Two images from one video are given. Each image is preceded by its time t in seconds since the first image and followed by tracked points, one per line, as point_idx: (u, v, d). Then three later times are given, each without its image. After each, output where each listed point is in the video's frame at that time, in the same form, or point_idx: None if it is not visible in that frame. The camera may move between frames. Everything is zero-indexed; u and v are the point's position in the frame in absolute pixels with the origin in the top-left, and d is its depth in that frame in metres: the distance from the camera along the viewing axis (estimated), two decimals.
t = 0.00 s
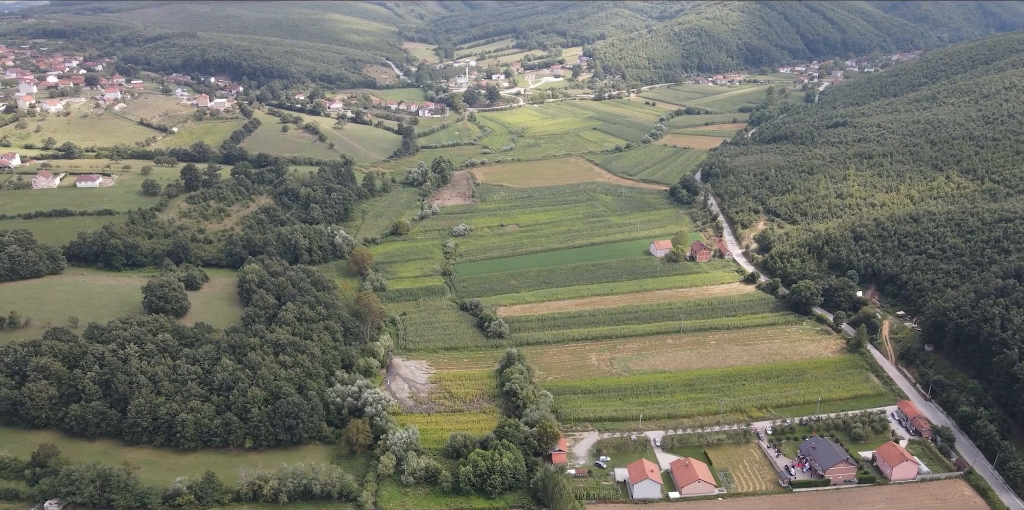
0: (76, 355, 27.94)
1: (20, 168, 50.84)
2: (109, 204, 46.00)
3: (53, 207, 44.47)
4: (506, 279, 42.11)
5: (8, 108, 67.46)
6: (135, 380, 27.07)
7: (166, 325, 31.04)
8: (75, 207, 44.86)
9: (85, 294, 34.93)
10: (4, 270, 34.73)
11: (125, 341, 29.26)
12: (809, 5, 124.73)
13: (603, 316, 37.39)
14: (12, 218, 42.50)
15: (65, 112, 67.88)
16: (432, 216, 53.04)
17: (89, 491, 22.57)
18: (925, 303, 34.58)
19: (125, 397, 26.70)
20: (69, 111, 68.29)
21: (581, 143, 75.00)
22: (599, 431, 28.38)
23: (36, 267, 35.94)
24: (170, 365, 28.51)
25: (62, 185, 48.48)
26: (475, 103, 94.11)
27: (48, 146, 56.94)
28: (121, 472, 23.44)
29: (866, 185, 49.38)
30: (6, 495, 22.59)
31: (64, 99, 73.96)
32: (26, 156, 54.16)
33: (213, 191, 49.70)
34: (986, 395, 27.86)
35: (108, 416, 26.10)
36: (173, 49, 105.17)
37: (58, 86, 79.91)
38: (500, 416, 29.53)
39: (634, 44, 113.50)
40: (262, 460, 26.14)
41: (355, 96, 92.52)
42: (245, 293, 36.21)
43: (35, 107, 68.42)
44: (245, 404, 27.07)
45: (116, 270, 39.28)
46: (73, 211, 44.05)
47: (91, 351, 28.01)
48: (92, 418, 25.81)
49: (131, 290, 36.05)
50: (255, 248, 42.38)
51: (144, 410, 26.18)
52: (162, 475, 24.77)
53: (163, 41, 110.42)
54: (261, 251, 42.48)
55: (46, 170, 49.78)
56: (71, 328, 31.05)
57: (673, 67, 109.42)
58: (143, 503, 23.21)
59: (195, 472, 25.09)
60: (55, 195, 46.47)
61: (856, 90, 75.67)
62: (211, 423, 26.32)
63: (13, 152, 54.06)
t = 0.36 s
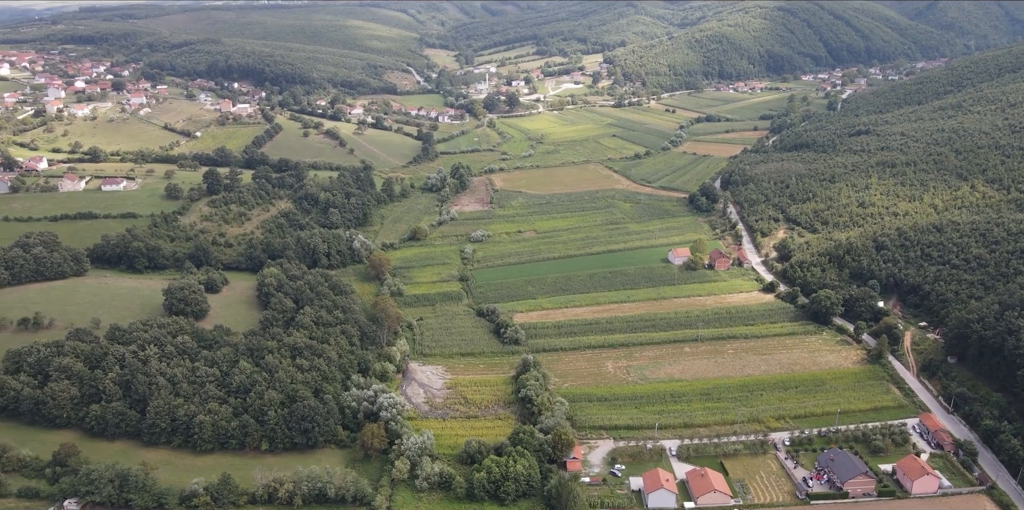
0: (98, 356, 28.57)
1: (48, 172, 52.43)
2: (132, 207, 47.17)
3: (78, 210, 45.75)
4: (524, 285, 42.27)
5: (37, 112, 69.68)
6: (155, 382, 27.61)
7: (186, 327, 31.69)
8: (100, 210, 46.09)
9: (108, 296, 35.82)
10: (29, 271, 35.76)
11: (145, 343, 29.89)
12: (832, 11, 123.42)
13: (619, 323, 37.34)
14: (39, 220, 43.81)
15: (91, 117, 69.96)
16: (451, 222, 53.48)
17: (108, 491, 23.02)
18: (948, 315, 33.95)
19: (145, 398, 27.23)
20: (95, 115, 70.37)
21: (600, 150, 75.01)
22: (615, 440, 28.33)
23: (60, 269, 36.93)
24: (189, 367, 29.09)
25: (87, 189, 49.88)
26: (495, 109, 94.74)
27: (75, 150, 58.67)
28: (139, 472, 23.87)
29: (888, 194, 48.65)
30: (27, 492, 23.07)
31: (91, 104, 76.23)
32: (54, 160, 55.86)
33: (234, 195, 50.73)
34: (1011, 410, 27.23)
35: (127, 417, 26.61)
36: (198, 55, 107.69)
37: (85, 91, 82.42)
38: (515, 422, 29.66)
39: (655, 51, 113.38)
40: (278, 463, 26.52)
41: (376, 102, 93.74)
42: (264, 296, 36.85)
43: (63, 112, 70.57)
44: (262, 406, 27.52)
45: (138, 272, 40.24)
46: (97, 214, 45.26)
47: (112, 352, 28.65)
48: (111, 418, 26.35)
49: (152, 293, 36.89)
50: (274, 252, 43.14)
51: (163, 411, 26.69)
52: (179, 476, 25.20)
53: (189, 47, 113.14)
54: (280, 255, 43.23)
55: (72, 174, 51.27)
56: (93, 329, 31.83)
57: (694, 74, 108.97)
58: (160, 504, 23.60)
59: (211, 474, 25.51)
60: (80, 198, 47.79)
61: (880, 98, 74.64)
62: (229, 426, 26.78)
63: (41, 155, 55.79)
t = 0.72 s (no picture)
0: (114, 358, 29.11)
1: (68, 176, 53.71)
2: (150, 212, 48.13)
3: (97, 213, 46.75)
4: (536, 292, 42.36)
5: (61, 117, 71.49)
6: (169, 384, 28.05)
7: (200, 331, 32.23)
8: (118, 214, 47.08)
9: (125, 299, 36.51)
10: (49, 274, 36.55)
11: (160, 346, 30.41)
12: (851, 18, 122.35)
13: (632, 331, 37.26)
14: (59, 224, 44.85)
15: (111, 121, 71.65)
16: (465, 228, 53.77)
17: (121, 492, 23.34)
18: (966, 325, 33.40)
19: (159, 400, 27.68)
20: (116, 120, 72.04)
21: (615, 157, 74.97)
22: (626, 447, 28.23)
23: (79, 271, 37.71)
24: (203, 370, 29.55)
25: (106, 192, 51.01)
26: (510, 115, 95.20)
27: (96, 154, 60.06)
28: (152, 474, 24.21)
29: (906, 202, 48.05)
30: (42, 493, 23.47)
31: (111, 109, 78.05)
32: (75, 164, 57.24)
33: (250, 199, 51.52)
34: None
35: (142, 419, 27.04)
36: (217, 61, 109.73)
37: (106, 96, 84.43)
38: (526, 429, 29.73)
39: (671, 58, 113.23)
40: (289, 466, 26.79)
41: (392, 108, 94.68)
42: (278, 300, 37.35)
43: (85, 117, 72.32)
44: (275, 410, 27.85)
45: (154, 275, 40.97)
46: (116, 218, 46.23)
47: (128, 355, 29.20)
48: (126, 420, 26.80)
49: (167, 296, 37.54)
50: (289, 256, 43.74)
51: (177, 414, 27.10)
52: (192, 478, 25.53)
53: (208, 53, 115.32)
54: (295, 259, 43.79)
55: (92, 178, 52.48)
56: (110, 332, 32.44)
57: (710, 81, 108.58)
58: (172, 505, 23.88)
59: (223, 477, 25.82)
60: (100, 201, 48.88)
61: (899, 105, 73.82)
62: (241, 429, 27.12)
63: (63, 160, 57.18)
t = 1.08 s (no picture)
0: (129, 361, 29.60)
1: (88, 181, 54.93)
2: (167, 216, 49.05)
3: (116, 217, 47.70)
4: (549, 298, 42.42)
5: (82, 123, 73.22)
6: (183, 387, 28.47)
7: (214, 334, 32.74)
8: (136, 218, 48.05)
9: (141, 302, 37.15)
10: (67, 277, 37.30)
11: (175, 349, 30.92)
12: (869, 25, 121.27)
13: (644, 338, 37.14)
14: (78, 227, 45.80)
15: (131, 127, 73.25)
16: (478, 234, 54.04)
17: (135, 494, 23.52)
18: (984, 336, 32.85)
19: (173, 403, 28.08)
20: (135, 126, 73.66)
21: (630, 164, 74.84)
22: (637, 456, 28.10)
23: (97, 274, 38.46)
24: (216, 373, 29.98)
25: (125, 197, 52.12)
26: (525, 122, 95.59)
27: (116, 159, 61.42)
28: (165, 477, 24.40)
29: (924, 211, 47.45)
30: (57, 493, 23.64)
31: (131, 115, 79.79)
32: (95, 169, 58.56)
33: (266, 205, 52.30)
34: None
35: (156, 421, 27.43)
36: (236, 68, 111.67)
37: (126, 102, 86.37)
38: (537, 436, 29.73)
39: (687, 66, 113.10)
40: (301, 471, 27.00)
41: (407, 114, 95.58)
42: (291, 305, 37.81)
43: (105, 122, 73.95)
44: (287, 414, 28.14)
45: (170, 279, 41.68)
46: (133, 222, 47.19)
47: (143, 357, 29.70)
48: (141, 422, 27.20)
49: (183, 299, 38.15)
50: (303, 261, 44.30)
51: (191, 417, 27.46)
52: (204, 481, 25.79)
53: (227, 59, 117.43)
54: (309, 264, 44.35)
55: (111, 182, 53.64)
56: (126, 335, 32.96)
57: (726, 89, 108.16)
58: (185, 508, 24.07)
59: (235, 480, 26.06)
60: (118, 205, 49.93)
61: (917, 113, 72.95)
62: (254, 432, 27.41)
63: (83, 164, 58.51)
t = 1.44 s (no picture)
0: (144, 364, 30.03)
1: (107, 185, 56.16)
2: (184, 221, 49.95)
3: (134, 222, 48.69)
4: (562, 305, 42.46)
5: (102, 128, 74.95)
6: (197, 391, 28.88)
7: (228, 339, 33.20)
8: (153, 223, 48.97)
9: (158, 306, 37.77)
10: (86, 280, 38.06)
11: (189, 353, 31.37)
12: (887, 32, 120.08)
13: (657, 346, 37.02)
14: (97, 231, 46.81)
15: (150, 132, 74.77)
16: (492, 240, 54.28)
17: (148, 496, 23.59)
18: (1004, 347, 32.31)
19: (187, 406, 28.45)
20: (154, 131, 75.17)
21: (645, 171, 74.67)
22: (650, 465, 27.98)
23: (114, 278, 39.21)
24: (230, 377, 30.37)
25: (143, 201, 53.23)
26: (540, 128, 95.91)
27: (135, 164, 62.71)
28: (178, 479, 24.53)
29: (943, 220, 46.85)
30: (71, 495, 23.83)
31: (150, 120, 81.43)
32: (115, 174, 59.87)
33: (282, 210, 53.04)
34: None
35: (170, 424, 27.77)
36: (253, 74, 113.50)
37: (146, 107, 88.23)
38: (549, 443, 29.74)
39: (702, 73, 112.91)
40: (313, 475, 27.23)
41: (422, 121, 96.43)
42: (305, 309, 38.27)
43: (125, 128, 75.59)
44: (299, 418, 28.44)
45: (186, 283, 42.39)
46: (151, 226, 48.09)
47: (158, 361, 30.15)
48: (155, 425, 27.53)
49: (198, 303, 38.73)
50: (317, 266, 44.83)
51: (204, 420, 27.79)
52: (217, 484, 26.03)
53: (245, 66, 119.47)
54: (323, 269, 44.89)
55: (130, 187, 54.77)
56: (141, 338, 33.47)
57: (742, 96, 107.65)
58: None
59: (248, 483, 26.29)
60: (136, 210, 50.94)
61: (936, 121, 72.07)
62: (266, 436, 27.70)
63: (103, 169, 59.84)
